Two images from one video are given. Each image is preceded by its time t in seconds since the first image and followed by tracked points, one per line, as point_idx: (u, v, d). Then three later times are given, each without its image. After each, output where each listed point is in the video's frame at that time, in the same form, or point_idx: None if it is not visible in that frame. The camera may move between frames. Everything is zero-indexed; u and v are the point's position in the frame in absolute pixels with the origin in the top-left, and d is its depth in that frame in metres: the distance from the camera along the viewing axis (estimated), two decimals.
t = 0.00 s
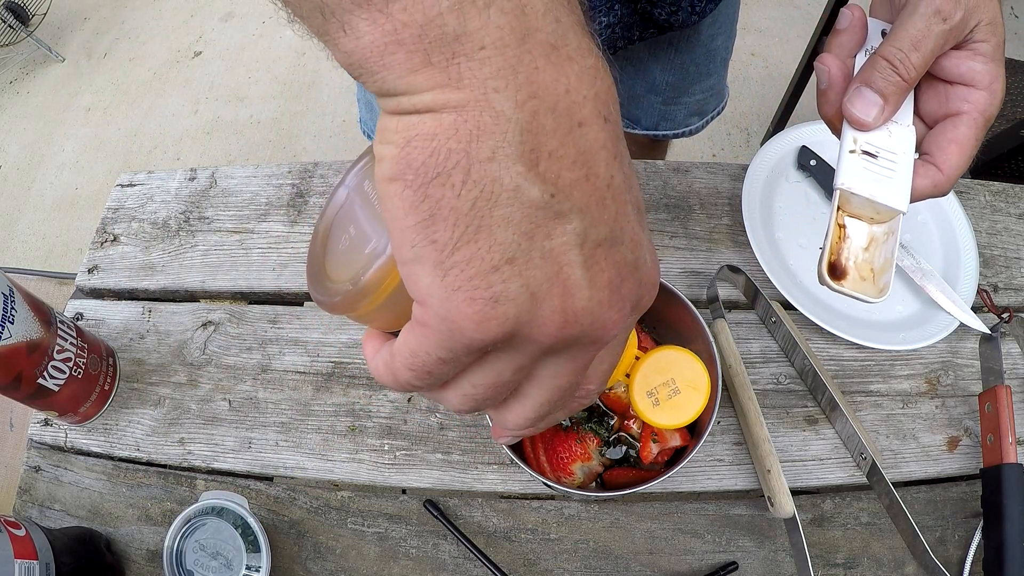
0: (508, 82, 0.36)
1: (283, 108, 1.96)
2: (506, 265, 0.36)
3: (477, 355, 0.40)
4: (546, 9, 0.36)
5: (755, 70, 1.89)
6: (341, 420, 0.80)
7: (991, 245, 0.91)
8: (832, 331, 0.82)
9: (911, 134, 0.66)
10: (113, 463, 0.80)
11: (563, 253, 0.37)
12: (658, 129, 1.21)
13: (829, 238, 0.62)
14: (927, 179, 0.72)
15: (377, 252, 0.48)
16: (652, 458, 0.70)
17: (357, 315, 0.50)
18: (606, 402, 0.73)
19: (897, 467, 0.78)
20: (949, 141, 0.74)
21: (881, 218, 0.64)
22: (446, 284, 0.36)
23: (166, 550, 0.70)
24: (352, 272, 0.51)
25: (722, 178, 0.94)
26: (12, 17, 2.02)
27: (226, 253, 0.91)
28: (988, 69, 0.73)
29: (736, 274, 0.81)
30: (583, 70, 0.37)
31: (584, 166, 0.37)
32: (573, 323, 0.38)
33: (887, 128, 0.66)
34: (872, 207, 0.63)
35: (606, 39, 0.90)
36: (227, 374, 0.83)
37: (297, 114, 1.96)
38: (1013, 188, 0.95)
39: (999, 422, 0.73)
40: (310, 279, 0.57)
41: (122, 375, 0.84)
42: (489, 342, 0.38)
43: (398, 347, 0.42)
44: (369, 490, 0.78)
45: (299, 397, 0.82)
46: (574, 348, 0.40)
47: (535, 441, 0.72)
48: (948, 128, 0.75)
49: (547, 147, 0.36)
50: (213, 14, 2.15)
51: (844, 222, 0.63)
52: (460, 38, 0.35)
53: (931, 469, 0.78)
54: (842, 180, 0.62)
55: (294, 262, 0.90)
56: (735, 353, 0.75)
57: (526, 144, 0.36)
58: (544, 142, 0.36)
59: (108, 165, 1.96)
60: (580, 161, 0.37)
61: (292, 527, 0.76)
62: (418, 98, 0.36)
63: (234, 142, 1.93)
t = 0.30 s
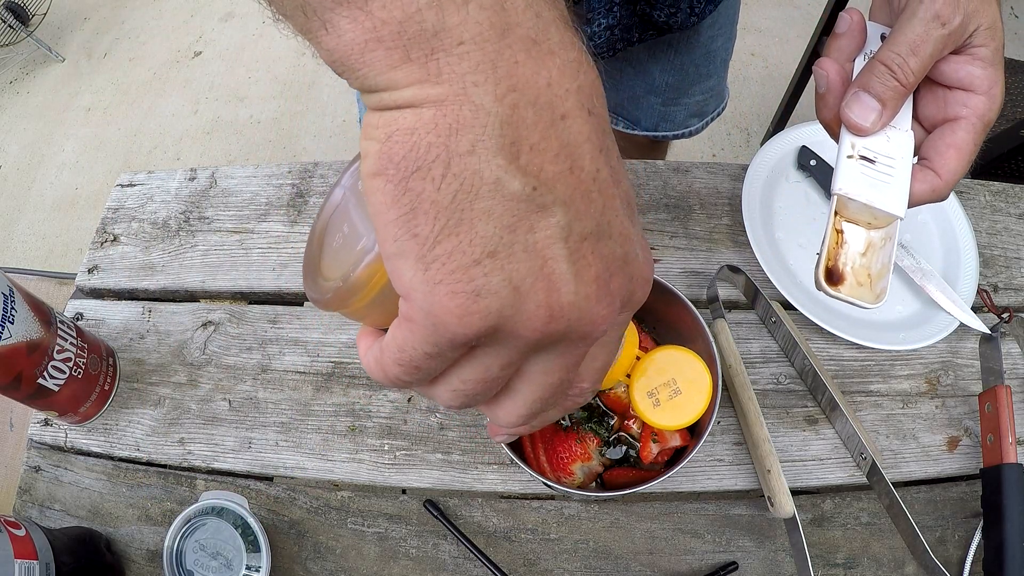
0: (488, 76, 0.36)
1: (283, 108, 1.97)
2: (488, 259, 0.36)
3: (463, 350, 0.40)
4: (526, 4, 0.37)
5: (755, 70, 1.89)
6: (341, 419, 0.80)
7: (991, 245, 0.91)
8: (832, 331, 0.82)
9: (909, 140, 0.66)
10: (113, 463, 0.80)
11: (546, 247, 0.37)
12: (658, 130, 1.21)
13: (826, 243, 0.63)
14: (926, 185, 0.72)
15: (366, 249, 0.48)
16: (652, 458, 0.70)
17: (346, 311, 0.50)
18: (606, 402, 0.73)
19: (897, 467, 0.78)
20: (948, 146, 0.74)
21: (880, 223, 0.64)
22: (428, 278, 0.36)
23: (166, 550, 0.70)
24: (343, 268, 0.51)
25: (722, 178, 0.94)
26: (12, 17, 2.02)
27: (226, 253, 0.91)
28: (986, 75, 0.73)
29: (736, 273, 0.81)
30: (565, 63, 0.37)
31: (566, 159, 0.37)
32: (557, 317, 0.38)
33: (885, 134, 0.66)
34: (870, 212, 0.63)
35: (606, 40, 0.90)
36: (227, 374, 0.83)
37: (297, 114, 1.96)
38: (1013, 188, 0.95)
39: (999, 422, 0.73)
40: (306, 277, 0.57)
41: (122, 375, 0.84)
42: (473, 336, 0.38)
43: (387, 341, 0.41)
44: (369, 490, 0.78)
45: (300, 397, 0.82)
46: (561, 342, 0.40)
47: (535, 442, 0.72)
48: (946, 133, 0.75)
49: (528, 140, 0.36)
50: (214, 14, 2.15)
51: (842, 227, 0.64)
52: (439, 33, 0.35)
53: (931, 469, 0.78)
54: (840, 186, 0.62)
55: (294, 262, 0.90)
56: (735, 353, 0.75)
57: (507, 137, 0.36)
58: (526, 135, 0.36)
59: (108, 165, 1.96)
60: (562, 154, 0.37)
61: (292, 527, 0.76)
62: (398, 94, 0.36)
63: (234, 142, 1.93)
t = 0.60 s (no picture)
0: (318, 39, 0.36)
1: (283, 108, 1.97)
2: (318, 196, 0.34)
3: (333, 287, 0.37)
4: None
5: (755, 70, 1.89)
6: (341, 420, 0.80)
7: (991, 245, 0.91)
8: (832, 331, 0.82)
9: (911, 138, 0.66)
10: (113, 463, 0.80)
11: (399, 187, 0.33)
12: (659, 131, 1.21)
13: (830, 242, 0.63)
14: (927, 184, 0.72)
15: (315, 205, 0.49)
16: (652, 458, 0.70)
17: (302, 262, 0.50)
18: (606, 403, 0.74)
19: (897, 467, 0.78)
20: (949, 146, 0.74)
21: (883, 222, 0.64)
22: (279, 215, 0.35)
23: (166, 550, 0.70)
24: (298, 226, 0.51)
25: (722, 178, 0.94)
26: (12, 17, 2.02)
27: (226, 253, 0.91)
28: (986, 74, 0.73)
29: (736, 273, 0.81)
30: (405, 23, 0.37)
31: (425, 112, 0.35)
32: (391, 254, 0.34)
33: (887, 133, 0.66)
34: (873, 211, 0.63)
35: (607, 40, 0.90)
36: (227, 374, 0.83)
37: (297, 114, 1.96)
38: (1013, 188, 0.95)
39: (999, 422, 0.73)
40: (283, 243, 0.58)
41: (122, 375, 0.84)
42: (318, 270, 0.35)
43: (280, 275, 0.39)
44: (369, 490, 0.78)
45: (300, 397, 0.82)
46: (419, 284, 0.35)
47: (535, 442, 0.71)
48: (948, 132, 0.75)
49: (351, 94, 0.35)
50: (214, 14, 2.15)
51: (844, 227, 0.64)
52: (281, 10, 0.38)
53: (931, 469, 0.78)
54: (843, 185, 0.62)
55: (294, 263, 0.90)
56: (735, 353, 0.75)
57: (333, 92, 0.35)
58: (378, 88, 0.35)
59: (108, 165, 1.96)
60: (420, 103, 0.35)
61: (292, 527, 0.76)
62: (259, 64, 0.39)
63: (233, 142, 1.93)
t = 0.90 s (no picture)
0: (256, 62, 0.54)
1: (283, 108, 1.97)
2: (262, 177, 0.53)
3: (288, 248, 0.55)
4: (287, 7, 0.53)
5: (755, 70, 1.90)
6: (341, 420, 0.80)
7: (991, 245, 0.91)
8: (833, 331, 0.82)
9: (904, 127, 0.66)
10: (113, 463, 0.80)
11: (289, 161, 0.49)
12: (661, 131, 1.21)
13: (823, 233, 0.62)
14: (921, 174, 0.71)
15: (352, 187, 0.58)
16: (652, 458, 0.70)
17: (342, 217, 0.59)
18: (606, 402, 0.73)
19: (897, 467, 0.78)
20: (942, 134, 0.74)
21: (877, 212, 0.63)
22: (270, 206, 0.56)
23: (166, 550, 0.70)
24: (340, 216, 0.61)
25: (722, 178, 0.94)
26: (12, 17, 2.02)
27: (226, 253, 0.91)
28: (979, 60, 0.73)
29: (736, 273, 0.81)
30: (293, 43, 0.52)
31: (309, 104, 0.49)
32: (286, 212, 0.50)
33: (880, 122, 0.66)
34: (866, 201, 0.63)
35: (616, 53, 0.91)
36: (227, 374, 0.83)
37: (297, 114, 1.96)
38: (1013, 188, 0.95)
39: (999, 422, 0.73)
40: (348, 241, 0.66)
41: (122, 375, 0.84)
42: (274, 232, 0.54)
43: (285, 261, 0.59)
44: (369, 490, 0.78)
45: (300, 397, 0.82)
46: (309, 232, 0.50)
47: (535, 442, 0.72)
48: (941, 120, 0.75)
49: (268, 99, 0.52)
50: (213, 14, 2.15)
51: (837, 218, 0.63)
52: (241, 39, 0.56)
53: (931, 469, 0.78)
54: (833, 175, 0.62)
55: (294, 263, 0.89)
56: (735, 353, 0.75)
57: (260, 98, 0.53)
58: (284, 89, 0.50)
59: (108, 165, 1.96)
60: (304, 99, 0.49)
61: (292, 527, 0.76)
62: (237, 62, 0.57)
63: (233, 142, 1.94)
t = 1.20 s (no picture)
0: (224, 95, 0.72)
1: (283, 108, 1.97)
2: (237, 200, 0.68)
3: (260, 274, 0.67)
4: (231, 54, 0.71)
5: (755, 70, 1.90)
6: (340, 420, 0.80)
7: (991, 245, 0.91)
8: (833, 331, 0.82)
9: (884, 101, 0.65)
10: (113, 463, 0.80)
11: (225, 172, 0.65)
12: (657, 128, 1.21)
13: (804, 211, 0.62)
14: (908, 149, 0.70)
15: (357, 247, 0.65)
16: (652, 458, 0.70)
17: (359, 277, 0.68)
18: (606, 403, 0.73)
19: (897, 467, 0.78)
20: (927, 105, 0.75)
21: (859, 190, 0.63)
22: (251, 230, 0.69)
23: (166, 551, 0.70)
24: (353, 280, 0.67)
25: (722, 178, 0.94)
26: (12, 17, 2.02)
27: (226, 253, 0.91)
28: (959, 25, 0.75)
29: (736, 273, 0.81)
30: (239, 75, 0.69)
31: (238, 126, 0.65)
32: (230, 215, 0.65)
33: (861, 95, 0.65)
34: (850, 178, 0.62)
35: (606, 47, 0.94)
36: (227, 374, 0.83)
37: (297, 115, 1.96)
38: (1013, 188, 0.95)
39: (999, 422, 0.73)
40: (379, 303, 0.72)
41: (122, 375, 0.84)
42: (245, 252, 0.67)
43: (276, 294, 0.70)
44: (370, 490, 0.78)
45: (299, 397, 0.81)
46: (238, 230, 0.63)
47: (535, 442, 0.71)
48: (925, 92, 0.76)
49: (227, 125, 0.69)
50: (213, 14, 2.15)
51: (818, 197, 0.63)
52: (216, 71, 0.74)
53: (931, 469, 0.78)
54: (814, 149, 0.61)
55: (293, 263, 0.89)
56: (735, 353, 0.75)
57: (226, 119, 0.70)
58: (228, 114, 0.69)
59: (108, 165, 1.96)
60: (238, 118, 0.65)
61: (292, 527, 0.76)
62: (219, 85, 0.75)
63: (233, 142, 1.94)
